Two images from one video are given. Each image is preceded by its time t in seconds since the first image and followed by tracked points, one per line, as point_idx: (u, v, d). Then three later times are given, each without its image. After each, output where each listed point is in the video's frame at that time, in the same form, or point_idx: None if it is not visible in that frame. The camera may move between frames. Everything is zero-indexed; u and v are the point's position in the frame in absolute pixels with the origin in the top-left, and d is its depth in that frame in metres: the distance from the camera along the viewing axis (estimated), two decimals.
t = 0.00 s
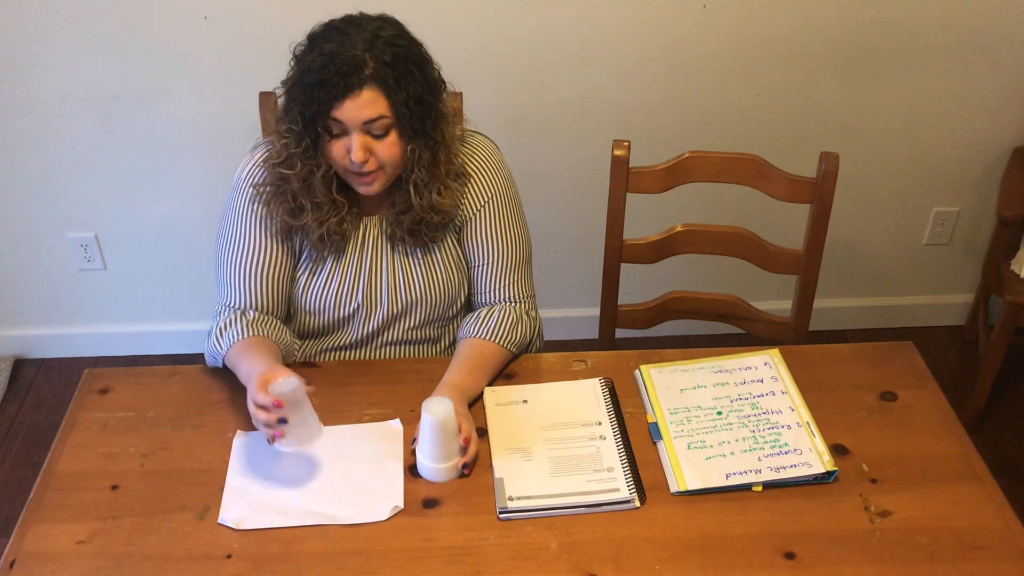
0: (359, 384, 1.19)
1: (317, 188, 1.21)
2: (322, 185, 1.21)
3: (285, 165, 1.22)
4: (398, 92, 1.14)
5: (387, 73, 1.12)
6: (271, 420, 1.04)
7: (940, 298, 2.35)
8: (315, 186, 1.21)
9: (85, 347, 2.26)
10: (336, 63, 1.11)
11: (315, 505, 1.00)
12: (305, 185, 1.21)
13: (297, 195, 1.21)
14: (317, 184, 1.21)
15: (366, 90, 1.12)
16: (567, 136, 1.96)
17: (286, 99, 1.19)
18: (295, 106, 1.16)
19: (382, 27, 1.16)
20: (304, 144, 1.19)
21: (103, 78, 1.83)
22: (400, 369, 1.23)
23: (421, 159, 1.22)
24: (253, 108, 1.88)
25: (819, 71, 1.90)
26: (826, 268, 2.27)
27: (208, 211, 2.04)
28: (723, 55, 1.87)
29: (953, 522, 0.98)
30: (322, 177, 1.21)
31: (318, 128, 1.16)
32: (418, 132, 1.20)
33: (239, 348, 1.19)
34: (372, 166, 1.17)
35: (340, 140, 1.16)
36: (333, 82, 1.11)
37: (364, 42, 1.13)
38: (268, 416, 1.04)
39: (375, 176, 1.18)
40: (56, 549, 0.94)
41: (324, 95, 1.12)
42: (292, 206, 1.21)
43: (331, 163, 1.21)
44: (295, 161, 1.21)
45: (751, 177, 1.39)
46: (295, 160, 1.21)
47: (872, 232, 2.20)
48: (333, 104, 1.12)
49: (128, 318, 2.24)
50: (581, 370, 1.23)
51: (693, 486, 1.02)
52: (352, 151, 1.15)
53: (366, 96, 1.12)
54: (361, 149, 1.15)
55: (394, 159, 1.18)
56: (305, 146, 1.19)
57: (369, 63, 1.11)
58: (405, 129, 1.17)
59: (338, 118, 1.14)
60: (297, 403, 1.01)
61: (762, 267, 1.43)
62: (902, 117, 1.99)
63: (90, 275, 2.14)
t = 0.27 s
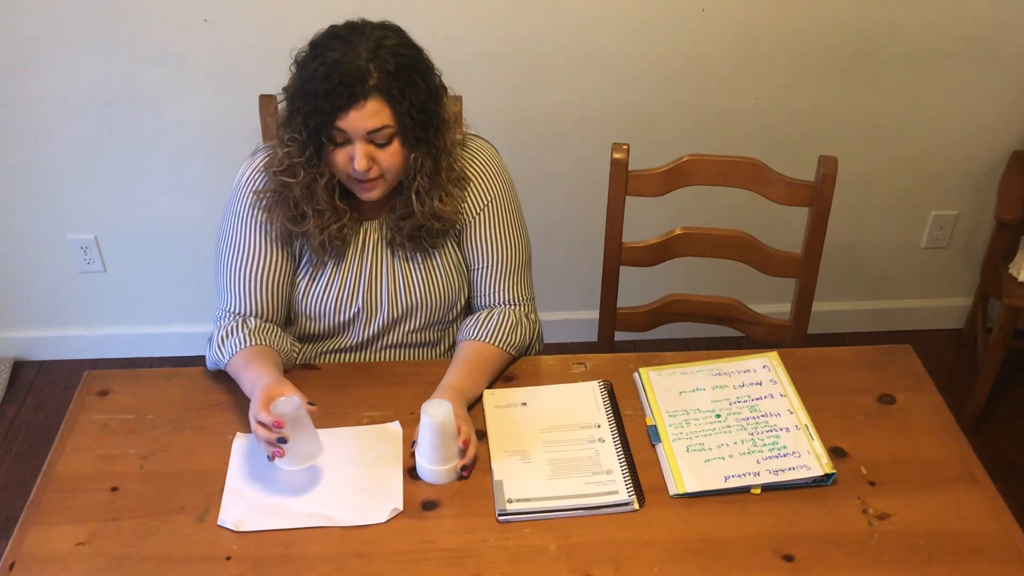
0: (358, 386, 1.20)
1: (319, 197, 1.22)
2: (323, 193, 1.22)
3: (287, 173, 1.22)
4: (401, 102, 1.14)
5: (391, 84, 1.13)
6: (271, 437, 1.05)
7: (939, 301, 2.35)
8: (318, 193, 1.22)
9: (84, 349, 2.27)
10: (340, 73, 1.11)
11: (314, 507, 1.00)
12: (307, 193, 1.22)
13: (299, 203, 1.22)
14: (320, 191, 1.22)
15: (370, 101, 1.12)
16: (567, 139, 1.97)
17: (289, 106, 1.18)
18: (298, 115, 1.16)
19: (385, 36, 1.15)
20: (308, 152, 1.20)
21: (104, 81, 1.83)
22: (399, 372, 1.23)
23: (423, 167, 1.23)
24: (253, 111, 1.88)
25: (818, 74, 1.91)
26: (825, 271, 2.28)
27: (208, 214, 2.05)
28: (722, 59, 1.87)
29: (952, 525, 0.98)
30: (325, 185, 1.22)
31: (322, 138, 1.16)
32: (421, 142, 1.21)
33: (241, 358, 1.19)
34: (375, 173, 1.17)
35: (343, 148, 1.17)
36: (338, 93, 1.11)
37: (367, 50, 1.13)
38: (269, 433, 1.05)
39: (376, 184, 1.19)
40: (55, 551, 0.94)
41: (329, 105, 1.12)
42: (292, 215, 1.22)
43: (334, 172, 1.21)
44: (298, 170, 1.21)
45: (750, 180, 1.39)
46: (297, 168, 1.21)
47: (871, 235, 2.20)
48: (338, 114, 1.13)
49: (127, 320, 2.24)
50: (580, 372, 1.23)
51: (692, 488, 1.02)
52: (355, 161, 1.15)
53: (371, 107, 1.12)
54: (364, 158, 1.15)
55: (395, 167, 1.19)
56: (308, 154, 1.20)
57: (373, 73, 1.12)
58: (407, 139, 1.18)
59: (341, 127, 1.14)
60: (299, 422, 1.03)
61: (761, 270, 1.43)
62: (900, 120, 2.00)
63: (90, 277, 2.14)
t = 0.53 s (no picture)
0: (356, 390, 1.20)
1: (319, 206, 1.22)
2: (323, 202, 1.22)
3: (286, 182, 1.22)
4: (400, 111, 1.15)
5: (390, 93, 1.13)
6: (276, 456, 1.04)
7: (936, 306, 2.36)
8: (317, 202, 1.22)
9: (81, 352, 2.26)
10: (339, 83, 1.11)
11: (312, 510, 1.00)
12: (306, 202, 1.22)
13: (299, 211, 1.22)
14: (319, 200, 1.22)
15: (370, 110, 1.13)
16: (565, 144, 1.97)
17: (287, 116, 1.19)
18: (297, 125, 1.17)
19: (383, 45, 1.16)
20: (307, 163, 1.20)
21: (103, 84, 1.83)
22: (397, 375, 1.23)
23: (422, 175, 1.23)
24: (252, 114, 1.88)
25: (815, 79, 1.92)
26: (823, 276, 2.28)
27: (206, 217, 2.05)
28: (720, 64, 1.88)
29: (948, 530, 0.98)
30: (325, 194, 1.22)
31: (322, 148, 1.17)
32: (419, 151, 1.21)
33: (241, 367, 1.18)
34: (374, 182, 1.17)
35: (341, 158, 1.16)
36: (337, 103, 1.11)
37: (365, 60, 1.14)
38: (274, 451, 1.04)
39: (375, 192, 1.19)
40: (53, 554, 0.94)
41: (328, 115, 1.12)
42: (291, 223, 1.23)
43: (333, 181, 1.21)
44: (297, 179, 1.21)
45: (748, 185, 1.39)
46: (296, 178, 1.21)
47: (868, 240, 2.21)
48: (338, 124, 1.13)
49: (126, 323, 2.24)
50: (578, 376, 1.23)
51: (690, 492, 1.02)
52: (354, 169, 1.15)
53: (370, 116, 1.13)
54: (364, 166, 1.15)
55: (394, 176, 1.19)
56: (307, 165, 1.20)
57: (371, 83, 1.12)
58: (406, 148, 1.19)
59: (341, 137, 1.14)
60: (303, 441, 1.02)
61: (759, 274, 1.43)
62: (898, 125, 2.00)
63: (88, 280, 2.14)
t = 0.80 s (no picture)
0: (354, 392, 1.20)
1: (318, 207, 1.22)
2: (323, 204, 1.22)
3: (286, 184, 1.22)
4: (400, 112, 1.15)
5: (389, 94, 1.14)
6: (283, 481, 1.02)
7: (934, 308, 2.36)
8: (317, 204, 1.22)
9: (79, 354, 2.26)
10: (338, 84, 1.11)
11: (311, 511, 1.00)
12: (306, 203, 1.22)
13: (298, 214, 1.22)
14: (319, 203, 1.22)
15: (369, 111, 1.13)
16: (564, 146, 1.97)
17: (287, 117, 1.19)
18: (297, 126, 1.17)
19: (383, 46, 1.16)
20: (307, 164, 1.20)
21: (102, 85, 1.83)
22: (396, 377, 1.23)
23: (422, 176, 1.23)
24: (250, 116, 1.88)
25: (813, 82, 1.92)
26: (821, 279, 2.28)
27: (205, 218, 2.05)
28: (718, 67, 1.88)
29: (946, 532, 0.98)
30: (324, 197, 1.22)
31: (321, 150, 1.17)
32: (419, 152, 1.21)
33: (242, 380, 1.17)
34: (373, 183, 1.17)
35: (341, 159, 1.17)
36: (337, 104, 1.12)
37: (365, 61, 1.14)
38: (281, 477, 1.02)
39: (375, 193, 1.19)
40: (51, 555, 0.94)
41: (328, 116, 1.12)
42: (291, 225, 1.22)
43: (333, 183, 1.21)
44: (297, 181, 1.21)
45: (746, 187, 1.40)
46: (296, 179, 1.21)
47: (867, 243, 2.21)
48: (337, 125, 1.13)
49: (124, 324, 2.23)
50: (576, 378, 1.23)
51: (688, 494, 1.02)
52: (354, 170, 1.15)
53: (369, 117, 1.13)
54: (363, 167, 1.15)
55: (393, 176, 1.19)
56: (307, 166, 1.20)
57: (371, 83, 1.12)
58: (405, 149, 1.19)
59: (340, 138, 1.14)
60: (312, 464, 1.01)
61: (757, 277, 1.43)
62: (896, 128, 2.00)
63: (87, 282, 2.14)
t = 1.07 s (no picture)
0: (353, 393, 1.20)
1: (320, 205, 1.22)
2: (324, 202, 1.22)
3: (288, 182, 1.22)
4: (401, 106, 1.15)
5: (390, 88, 1.14)
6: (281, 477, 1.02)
7: (933, 311, 2.36)
8: (318, 203, 1.22)
9: (78, 355, 2.26)
10: (340, 79, 1.12)
11: (310, 512, 1.01)
12: (307, 202, 1.22)
13: (300, 212, 1.22)
14: (320, 202, 1.22)
15: (371, 105, 1.13)
16: (563, 148, 1.98)
17: (288, 115, 1.19)
18: (298, 123, 1.17)
19: (382, 43, 1.17)
20: (309, 162, 1.20)
21: (101, 86, 1.83)
22: (394, 379, 1.23)
23: (422, 172, 1.23)
24: (249, 118, 1.89)
25: (812, 85, 1.92)
26: (820, 281, 2.28)
27: (204, 220, 2.05)
28: (717, 69, 1.89)
29: (945, 534, 0.98)
30: (325, 195, 1.22)
31: (323, 145, 1.17)
32: (420, 146, 1.22)
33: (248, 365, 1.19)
34: (375, 179, 1.17)
35: (343, 155, 1.17)
36: (338, 98, 1.12)
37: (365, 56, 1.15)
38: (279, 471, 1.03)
39: (377, 192, 1.19)
40: (49, 556, 0.94)
41: (330, 111, 1.13)
42: (292, 224, 1.23)
43: (334, 180, 1.21)
44: (300, 179, 1.22)
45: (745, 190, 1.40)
46: (298, 177, 1.22)
47: (866, 245, 2.21)
48: (339, 120, 1.13)
49: (124, 326, 2.23)
50: (575, 380, 1.23)
51: (687, 496, 1.02)
52: (356, 166, 1.16)
53: (371, 111, 1.13)
54: (366, 162, 1.15)
55: (395, 173, 1.19)
56: (309, 163, 1.20)
57: (372, 78, 1.13)
58: (407, 143, 1.19)
59: (342, 134, 1.14)
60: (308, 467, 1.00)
61: (756, 279, 1.43)
62: (895, 130, 2.01)
63: (86, 283, 2.14)
